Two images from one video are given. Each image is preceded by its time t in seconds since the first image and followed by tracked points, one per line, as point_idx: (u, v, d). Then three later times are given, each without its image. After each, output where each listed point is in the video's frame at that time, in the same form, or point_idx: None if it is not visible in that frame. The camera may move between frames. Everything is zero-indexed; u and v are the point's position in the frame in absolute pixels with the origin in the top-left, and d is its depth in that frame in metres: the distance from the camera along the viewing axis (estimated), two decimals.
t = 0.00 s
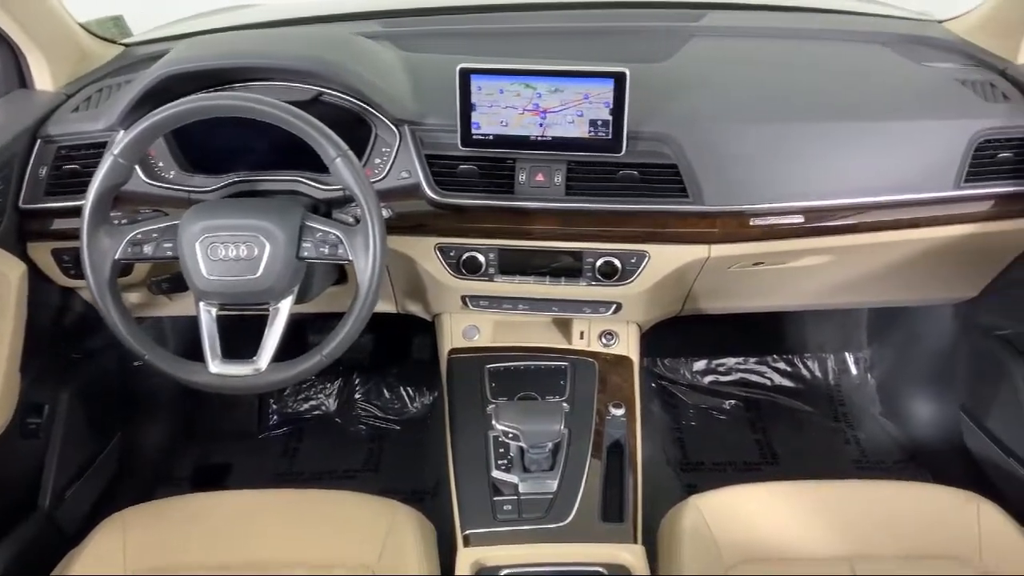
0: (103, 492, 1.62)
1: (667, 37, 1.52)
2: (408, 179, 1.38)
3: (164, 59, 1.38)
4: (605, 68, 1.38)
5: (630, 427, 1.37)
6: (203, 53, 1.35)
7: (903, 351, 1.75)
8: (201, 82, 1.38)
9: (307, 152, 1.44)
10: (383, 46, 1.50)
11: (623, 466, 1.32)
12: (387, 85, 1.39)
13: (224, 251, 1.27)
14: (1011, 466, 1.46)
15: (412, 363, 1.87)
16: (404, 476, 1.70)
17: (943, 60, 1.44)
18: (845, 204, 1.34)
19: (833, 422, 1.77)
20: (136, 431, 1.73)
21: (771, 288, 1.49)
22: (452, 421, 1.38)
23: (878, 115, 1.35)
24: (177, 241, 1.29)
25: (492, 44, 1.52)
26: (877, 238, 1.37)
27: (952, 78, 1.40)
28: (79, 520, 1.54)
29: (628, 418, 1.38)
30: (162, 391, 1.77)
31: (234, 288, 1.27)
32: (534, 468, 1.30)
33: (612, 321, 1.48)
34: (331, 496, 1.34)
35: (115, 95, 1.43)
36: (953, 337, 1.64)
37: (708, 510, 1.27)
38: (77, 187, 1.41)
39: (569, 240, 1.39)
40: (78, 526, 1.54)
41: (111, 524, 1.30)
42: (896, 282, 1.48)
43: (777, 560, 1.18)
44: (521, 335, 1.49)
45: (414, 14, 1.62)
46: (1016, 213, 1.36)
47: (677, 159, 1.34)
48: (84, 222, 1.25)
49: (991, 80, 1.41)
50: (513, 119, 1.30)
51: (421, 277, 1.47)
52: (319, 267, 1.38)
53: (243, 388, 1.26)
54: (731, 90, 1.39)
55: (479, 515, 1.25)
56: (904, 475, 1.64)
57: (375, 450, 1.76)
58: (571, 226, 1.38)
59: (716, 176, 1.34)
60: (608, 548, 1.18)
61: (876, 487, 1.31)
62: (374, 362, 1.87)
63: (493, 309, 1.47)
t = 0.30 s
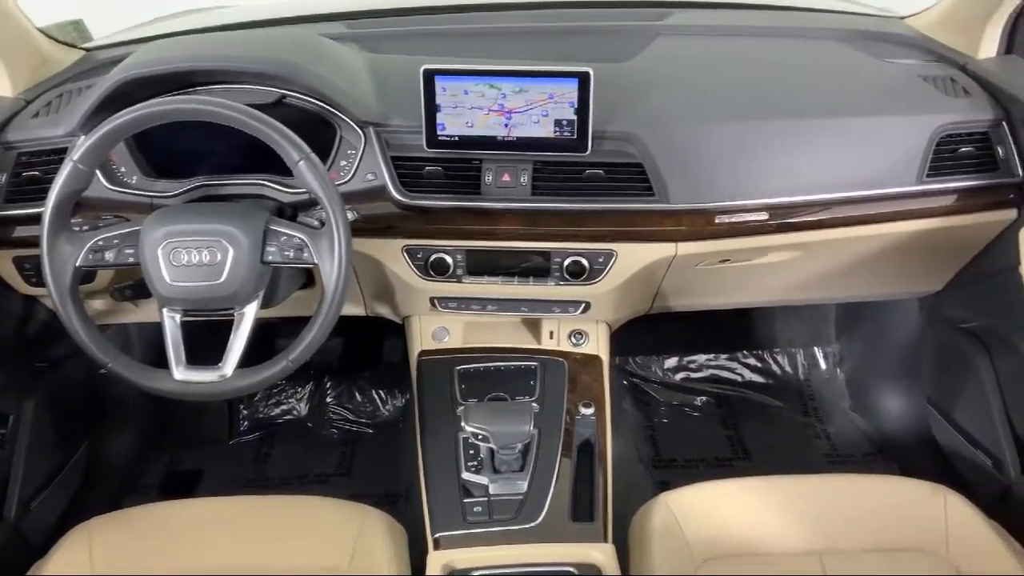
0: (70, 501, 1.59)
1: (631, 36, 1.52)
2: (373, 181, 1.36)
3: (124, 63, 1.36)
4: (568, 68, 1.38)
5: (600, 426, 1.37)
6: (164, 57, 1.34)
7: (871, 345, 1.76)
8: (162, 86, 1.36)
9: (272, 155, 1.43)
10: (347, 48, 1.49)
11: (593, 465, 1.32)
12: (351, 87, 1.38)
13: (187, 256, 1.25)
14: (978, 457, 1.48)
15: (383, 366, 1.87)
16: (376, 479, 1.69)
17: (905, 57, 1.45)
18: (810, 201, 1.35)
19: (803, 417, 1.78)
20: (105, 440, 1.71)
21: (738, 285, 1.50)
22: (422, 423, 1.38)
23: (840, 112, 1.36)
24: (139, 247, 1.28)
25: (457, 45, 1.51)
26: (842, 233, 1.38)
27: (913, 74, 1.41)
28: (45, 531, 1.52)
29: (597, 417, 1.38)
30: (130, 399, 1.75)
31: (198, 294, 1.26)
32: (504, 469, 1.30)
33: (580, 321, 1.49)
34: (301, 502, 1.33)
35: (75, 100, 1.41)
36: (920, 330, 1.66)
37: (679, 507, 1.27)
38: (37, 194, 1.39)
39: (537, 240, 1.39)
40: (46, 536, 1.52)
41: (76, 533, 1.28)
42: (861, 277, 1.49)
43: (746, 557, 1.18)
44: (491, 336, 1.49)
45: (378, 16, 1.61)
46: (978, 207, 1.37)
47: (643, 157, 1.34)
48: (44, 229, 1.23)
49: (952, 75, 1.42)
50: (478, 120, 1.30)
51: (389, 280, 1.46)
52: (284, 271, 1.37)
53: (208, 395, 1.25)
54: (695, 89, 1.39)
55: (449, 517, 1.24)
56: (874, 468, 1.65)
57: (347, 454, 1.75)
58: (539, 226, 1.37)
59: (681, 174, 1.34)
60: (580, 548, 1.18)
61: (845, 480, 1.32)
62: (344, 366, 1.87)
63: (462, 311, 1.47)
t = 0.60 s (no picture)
0: (37, 512, 1.57)
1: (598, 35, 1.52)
2: (340, 183, 1.36)
3: (85, 68, 1.35)
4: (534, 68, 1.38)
5: (570, 426, 1.37)
6: (125, 61, 1.32)
7: (839, 339, 1.77)
8: (123, 91, 1.35)
9: (237, 159, 1.42)
10: (311, 50, 1.48)
11: (563, 466, 1.33)
12: (315, 90, 1.37)
13: (151, 262, 1.24)
14: (944, 449, 1.52)
15: (355, 369, 1.86)
16: (349, 483, 1.69)
17: (867, 54, 1.46)
18: (775, 198, 1.36)
19: (773, 413, 1.79)
20: (72, 448, 1.69)
21: (706, 283, 1.51)
22: (393, 426, 1.37)
23: (803, 110, 1.37)
24: (102, 254, 1.26)
25: (422, 46, 1.51)
26: (807, 230, 1.39)
27: (875, 71, 1.42)
28: (14, 539, 1.49)
29: (568, 417, 1.39)
30: (98, 406, 1.73)
31: (162, 300, 1.25)
32: (474, 471, 1.30)
33: (550, 321, 1.49)
34: (271, 507, 1.31)
35: (36, 106, 1.40)
36: (887, 325, 1.68)
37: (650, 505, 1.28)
38: None
39: (505, 241, 1.39)
40: (15, 545, 1.49)
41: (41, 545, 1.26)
42: (827, 273, 1.51)
43: (717, 554, 1.19)
44: (461, 338, 1.49)
45: (343, 17, 1.60)
46: (940, 203, 1.39)
47: (609, 157, 1.35)
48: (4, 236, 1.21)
49: (914, 72, 1.43)
50: (443, 121, 1.29)
51: (357, 282, 1.45)
52: (250, 276, 1.36)
53: (174, 402, 1.24)
54: (660, 87, 1.39)
55: (419, 521, 1.24)
56: (844, 462, 1.66)
57: (319, 458, 1.75)
58: (507, 227, 1.38)
59: (647, 174, 1.35)
60: (551, 549, 1.18)
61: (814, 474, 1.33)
62: (315, 370, 1.85)
63: (431, 312, 1.46)
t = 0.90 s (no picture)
0: None
1: (563, 34, 1.52)
2: (304, 186, 1.35)
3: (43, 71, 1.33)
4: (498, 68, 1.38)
5: (539, 427, 1.37)
6: (83, 65, 1.31)
7: (806, 336, 1.78)
8: (82, 94, 1.33)
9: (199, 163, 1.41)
10: (274, 52, 1.47)
11: (533, 466, 1.32)
12: (277, 92, 1.36)
13: (111, 268, 1.22)
14: (909, 442, 1.54)
15: (324, 373, 1.84)
16: (318, 487, 1.68)
17: (829, 52, 1.48)
18: (739, 196, 1.36)
19: (742, 409, 1.80)
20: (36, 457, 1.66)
21: (673, 282, 1.52)
22: (361, 430, 1.36)
23: (767, 108, 1.38)
24: (61, 260, 1.24)
25: (387, 46, 1.50)
26: (772, 228, 1.40)
27: (837, 69, 1.43)
28: None
29: (536, 417, 1.38)
30: (62, 413, 1.71)
31: (123, 307, 1.23)
32: (444, 473, 1.29)
33: (518, 321, 1.48)
34: (239, 512, 1.29)
35: None
36: (852, 321, 1.70)
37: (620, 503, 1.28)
38: None
39: (472, 242, 1.38)
40: None
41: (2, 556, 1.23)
42: (793, 270, 1.52)
43: (686, 551, 1.20)
44: (429, 339, 1.48)
45: (307, 18, 1.59)
46: (902, 199, 1.40)
47: (574, 157, 1.35)
48: None
49: (875, 70, 1.44)
50: (408, 123, 1.29)
51: (323, 285, 1.44)
52: (213, 280, 1.34)
53: (137, 409, 1.22)
54: (625, 87, 1.40)
55: (388, 524, 1.23)
56: (812, 458, 1.68)
57: (288, 463, 1.73)
58: (473, 228, 1.37)
59: (612, 174, 1.35)
60: (521, 550, 1.18)
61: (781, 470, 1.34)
62: (284, 374, 1.83)
63: (398, 315, 1.45)
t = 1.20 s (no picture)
0: None
1: (525, 35, 1.52)
2: (264, 189, 1.33)
3: None
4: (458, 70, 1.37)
5: (505, 429, 1.37)
6: (36, 70, 1.31)
7: (769, 333, 1.80)
8: (39, 97, 1.31)
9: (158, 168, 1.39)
10: (234, 55, 1.45)
11: (499, 468, 1.32)
12: (235, 95, 1.35)
13: (67, 275, 1.20)
14: (873, 437, 1.55)
15: (291, 377, 1.83)
16: (285, 493, 1.66)
17: (789, 51, 1.49)
18: (702, 196, 1.37)
19: (709, 407, 1.81)
20: None
21: (638, 281, 1.52)
22: (325, 435, 1.35)
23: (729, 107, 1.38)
24: (16, 268, 1.22)
25: (347, 48, 1.49)
26: (735, 227, 1.40)
27: (796, 68, 1.45)
28: None
29: (502, 419, 1.38)
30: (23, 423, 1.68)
31: (80, 314, 1.21)
32: (409, 477, 1.28)
33: (484, 323, 1.48)
34: (202, 521, 1.27)
35: None
36: (814, 319, 1.71)
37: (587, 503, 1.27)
38: None
39: (435, 244, 1.37)
40: None
41: None
42: (757, 268, 1.53)
43: (652, 550, 1.20)
44: (394, 343, 1.47)
45: (267, 21, 1.58)
46: (862, 196, 1.41)
47: (536, 158, 1.35)
48: None
49: (834, 69, 1.46)
50: (369, 124, 1.28)
51: (285, 290, 1.42)
52: (173, 287, 1.32)
53: (96, 419, 1.20)
54: (586, 88, 1.40)
55: (352, 530, 1.22)
56: (778, 455, 1.69)
57: (255, 469, 1.71)
58: (437, 230, 1.36)
59: (575, 174, 1.35)
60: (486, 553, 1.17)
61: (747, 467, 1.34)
62: (249, 380, 1.81)
63: (363, 318, 1.44)
